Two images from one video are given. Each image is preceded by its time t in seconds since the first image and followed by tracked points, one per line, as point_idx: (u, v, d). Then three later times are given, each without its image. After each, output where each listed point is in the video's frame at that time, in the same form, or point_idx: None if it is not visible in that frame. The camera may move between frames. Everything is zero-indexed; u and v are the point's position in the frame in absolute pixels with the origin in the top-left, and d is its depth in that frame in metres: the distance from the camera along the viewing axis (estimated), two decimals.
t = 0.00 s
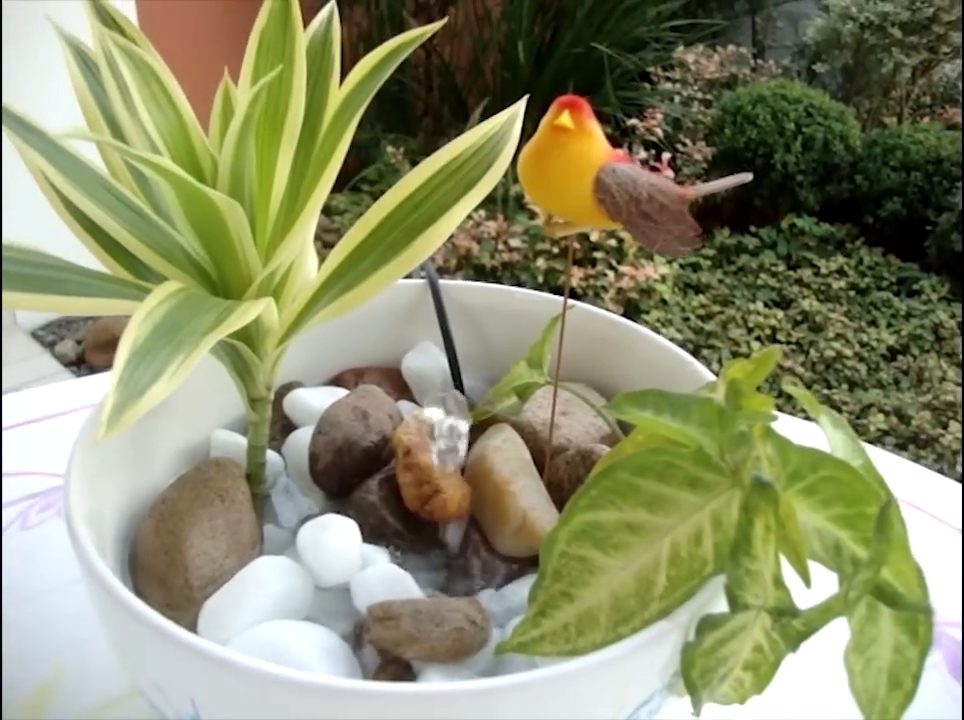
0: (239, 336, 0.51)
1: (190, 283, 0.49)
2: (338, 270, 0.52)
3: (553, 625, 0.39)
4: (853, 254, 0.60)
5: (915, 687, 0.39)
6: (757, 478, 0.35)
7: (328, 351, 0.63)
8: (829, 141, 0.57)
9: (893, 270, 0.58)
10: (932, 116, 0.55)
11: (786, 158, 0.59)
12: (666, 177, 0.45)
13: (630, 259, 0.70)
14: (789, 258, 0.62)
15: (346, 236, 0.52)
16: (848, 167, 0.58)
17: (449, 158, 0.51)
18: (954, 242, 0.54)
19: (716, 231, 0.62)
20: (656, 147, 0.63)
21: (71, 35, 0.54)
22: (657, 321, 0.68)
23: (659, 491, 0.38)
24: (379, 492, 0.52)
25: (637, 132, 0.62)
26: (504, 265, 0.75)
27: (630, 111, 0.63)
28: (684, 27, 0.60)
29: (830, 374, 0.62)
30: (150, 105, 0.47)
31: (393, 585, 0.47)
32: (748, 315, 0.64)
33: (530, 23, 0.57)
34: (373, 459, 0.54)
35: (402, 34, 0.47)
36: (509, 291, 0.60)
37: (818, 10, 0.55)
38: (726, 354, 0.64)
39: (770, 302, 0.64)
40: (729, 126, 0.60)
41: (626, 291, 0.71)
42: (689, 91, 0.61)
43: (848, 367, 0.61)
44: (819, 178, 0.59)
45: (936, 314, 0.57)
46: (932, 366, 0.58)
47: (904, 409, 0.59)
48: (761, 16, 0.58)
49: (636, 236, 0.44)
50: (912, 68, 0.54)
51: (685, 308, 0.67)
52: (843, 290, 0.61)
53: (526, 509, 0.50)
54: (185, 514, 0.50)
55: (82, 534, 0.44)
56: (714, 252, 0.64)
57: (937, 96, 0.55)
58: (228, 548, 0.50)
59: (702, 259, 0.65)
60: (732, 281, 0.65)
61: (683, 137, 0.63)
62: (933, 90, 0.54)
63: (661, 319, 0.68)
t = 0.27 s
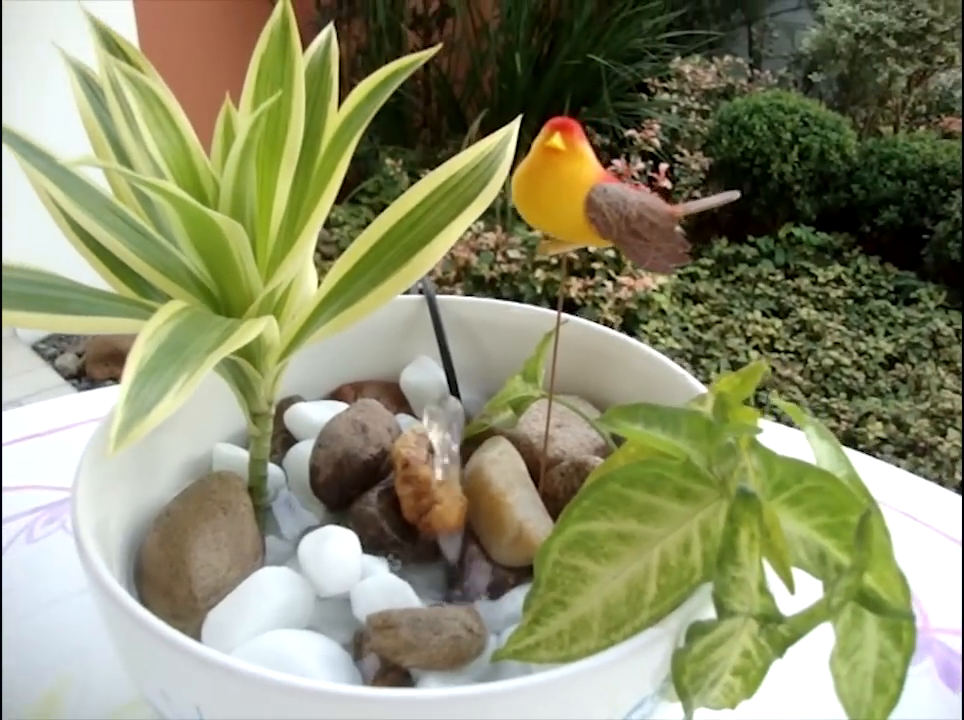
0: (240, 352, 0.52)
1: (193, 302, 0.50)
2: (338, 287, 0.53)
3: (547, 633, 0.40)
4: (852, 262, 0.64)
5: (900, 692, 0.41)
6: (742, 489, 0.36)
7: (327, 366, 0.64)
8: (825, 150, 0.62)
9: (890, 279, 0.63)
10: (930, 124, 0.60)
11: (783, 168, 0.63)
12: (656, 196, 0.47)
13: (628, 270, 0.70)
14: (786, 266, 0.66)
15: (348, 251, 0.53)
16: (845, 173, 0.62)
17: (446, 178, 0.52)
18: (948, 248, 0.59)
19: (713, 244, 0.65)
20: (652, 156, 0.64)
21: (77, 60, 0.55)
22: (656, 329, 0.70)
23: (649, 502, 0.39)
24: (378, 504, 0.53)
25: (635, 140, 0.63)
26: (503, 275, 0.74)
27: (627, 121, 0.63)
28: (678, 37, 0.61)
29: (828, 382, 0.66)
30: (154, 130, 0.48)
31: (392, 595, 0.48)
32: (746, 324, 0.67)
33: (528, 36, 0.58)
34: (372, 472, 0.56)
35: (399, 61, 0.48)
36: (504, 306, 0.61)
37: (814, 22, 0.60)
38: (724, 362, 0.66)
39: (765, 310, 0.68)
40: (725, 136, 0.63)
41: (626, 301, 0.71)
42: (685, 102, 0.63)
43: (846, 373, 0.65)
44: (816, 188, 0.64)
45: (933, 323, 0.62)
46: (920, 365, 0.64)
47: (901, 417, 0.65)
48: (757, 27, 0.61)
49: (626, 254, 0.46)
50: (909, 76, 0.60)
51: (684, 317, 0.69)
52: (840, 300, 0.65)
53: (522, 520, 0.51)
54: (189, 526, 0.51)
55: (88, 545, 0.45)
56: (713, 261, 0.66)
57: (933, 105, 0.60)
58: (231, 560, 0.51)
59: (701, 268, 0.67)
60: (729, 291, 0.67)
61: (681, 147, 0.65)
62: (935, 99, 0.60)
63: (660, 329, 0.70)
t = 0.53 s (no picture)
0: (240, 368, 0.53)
1: (194, 319, 0.51)
2: (336, 304, 0.54)
3: (541, 642, 0.41)
4: (845, 272, 0.69)
5: (885, 697, 0.42)
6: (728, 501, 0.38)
7: (326, 380, 0.65)
8: (820, 162, 0.66)
9: (885, 289, 0.69)
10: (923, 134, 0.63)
11: (777, 179, 0.68)
12: (646, 214, 0.48)
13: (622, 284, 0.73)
14: (782, 277, 0.72)
15: (349, 266, 0.54)
16: (838, 184, 0.67)
17: (443, 195, 0.54)
18: (942, 259, 0.62)
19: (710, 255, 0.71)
20: (648, 170, 0.73)
21: (82, 83, 0.56)
22: (653, 339, 0.74)
23: (639, 514, 0.40)
24: (376, 516, 0.55)
25: (631, 155, 0.72)
26: (500, 288, 0.75)
27: (624, 134, 0.74)
28: (676, 49, 0.71)
29: (824, 391, 0.72)
30: (156, 151, 0.49)
31: (390, 606, 0.49)
32: (741, 336, 0.72)
33: (521, 47, 0.71)
34: (371, 484, 0.57)
35: (396, 84, 0.50)
36: (499, 321, 0.63)
37: (808, 37, 0.62)
38: (720, 372, 0.70)
39: (763, 320, 0.74)
40: (721, 148, 0.70)
41: (622, 312, 0.75)
42: (680, 114, 0.73)
43: (842, 384, 0.72)
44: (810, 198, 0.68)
45: (928, 332, 0.69)
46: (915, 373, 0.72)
47: (896, 427, 0.71)
48: (752, 40, 0.67)
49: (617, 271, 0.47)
50: (901, 90, 0.62)
51: (679, 328, 0.74)
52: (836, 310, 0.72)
53: (517, 532, 0.52)
54: (191, 539, 0.52)
55: (93, 557, 0.46)
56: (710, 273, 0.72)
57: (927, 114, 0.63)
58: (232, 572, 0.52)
59: (697, 282, 0.72)
60: (726, 302, 0.74)
61: (675, 159, 0.74)
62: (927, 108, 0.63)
63: (656, 341, 0.73)
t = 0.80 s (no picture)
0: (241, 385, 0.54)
1: (196, 336, 0.53)
2: (335, 321, 0.56)
3: (536, 650, 0.42)
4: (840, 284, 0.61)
5: (871, 703, 0.43)
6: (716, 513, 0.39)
7: (324, 395, 0.67)
8: (813, 174, 0.58)
9: (879, 300, 0.60)
10: (916, 147, 0.57)
11: (771, 190, 0.59)
12: (637, 233, 0.49)
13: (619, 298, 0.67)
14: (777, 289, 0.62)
15: (348, 284, 0.56)
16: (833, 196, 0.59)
17: (437, 215, 0.54)
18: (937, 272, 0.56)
19: (705, 265, 0.64)
20: (642, 180, 0.62)
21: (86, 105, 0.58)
22: (646, 352, 0.67)
23: (630, 526, 0.41)
24: (375, 529, 0.56)
25: (625, 166, 0.62)
26: (496, 300, 0.70)
27: (619, 146, 0.62)
28: (668, 63, 0.61)
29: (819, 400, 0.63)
30: (159, 173, 0.51)
31: (389, 617, 0.50)
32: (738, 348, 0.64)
33: (518, 61, 0.61)
34: (369, 498, 0.58)
35: (391, 109, 0.51)
36: (494, 337, 0.64)
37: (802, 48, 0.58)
38: (717, 385, 0.64)
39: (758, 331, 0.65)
40: (714, 160, 0.60)
41: (615, 322, 0.68)
42: (675, 128, 0.61)
43: (837, 395, 0.63)
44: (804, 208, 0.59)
45: (922, 342, 0.59)
46: None
47: (892, 437, 0.63)
48: (745, 52, 0.60)
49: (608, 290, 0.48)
50: (893, 100, 0.57)
51: (675, 341, 0.65)
52: (831, 320, 0.63)
53: (512, 544, 0.53)
54: (193, 551, 0.53)
55: (98, 569, 0.47)
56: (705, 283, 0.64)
57: (918, 128, 0.57)
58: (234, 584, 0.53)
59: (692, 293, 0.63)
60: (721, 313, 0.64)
61: (671, 171, 0.63)
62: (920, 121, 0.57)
63: (651, 351, 0.67)
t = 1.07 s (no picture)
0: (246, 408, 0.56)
1: (202, 359, 0.54)
2: (338, 346, 0.57)
3: (538, 667, 0.43)
4: (836, 302, 0.57)
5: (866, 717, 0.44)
6: (711, 533, 0.40)
7: (327, 418, 0.68)
8: (809, 194, 0.55)
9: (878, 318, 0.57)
10: (910, 166, 0.55)
11: (767, 210, 0.56)
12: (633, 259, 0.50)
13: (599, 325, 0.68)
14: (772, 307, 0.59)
15: (351, 309, 0.57)
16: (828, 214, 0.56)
17: (438, 243, 0.55)
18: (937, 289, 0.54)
19: (703, 281, 0.59)
20: (640, 200, 0.58)
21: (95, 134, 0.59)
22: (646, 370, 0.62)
23: (628, 545, 0.42)
24: (378, 549, 0.57)
25: (623, 186, 0.58)
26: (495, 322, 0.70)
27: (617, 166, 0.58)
28: (665, 85, 0.56)
29: (817, 421, 0.60)
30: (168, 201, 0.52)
31: (393, 635, 0.51)
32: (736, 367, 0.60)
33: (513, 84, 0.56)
34: (373, 519, 0.59)
35: (394, 140, 0.52)
36: (494, 360, 0.65)
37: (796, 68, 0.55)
38: (714, 405, 0.61)
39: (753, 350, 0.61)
40: (710, 181, 0.56)
41: (615, 343, 0.64)
42: (673, 147, 0.56)
43: (834, 413, 0.59)
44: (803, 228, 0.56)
45: (919, 359, 0.56)
46: None
47: (888, 455, 0.58)
48: (739, 74, 0.56)
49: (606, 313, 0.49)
50: (887, 119, 0.54)
51: (673, 361, 0.62)
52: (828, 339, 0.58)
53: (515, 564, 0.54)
54: (201, 572, 0.54)
55: (108, 589, 0.48)
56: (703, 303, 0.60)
57: (913, 146, 0.55)
58: (240, 604, 0.54)
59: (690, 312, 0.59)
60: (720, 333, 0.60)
61: (668, 191, 0.58)
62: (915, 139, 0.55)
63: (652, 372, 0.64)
